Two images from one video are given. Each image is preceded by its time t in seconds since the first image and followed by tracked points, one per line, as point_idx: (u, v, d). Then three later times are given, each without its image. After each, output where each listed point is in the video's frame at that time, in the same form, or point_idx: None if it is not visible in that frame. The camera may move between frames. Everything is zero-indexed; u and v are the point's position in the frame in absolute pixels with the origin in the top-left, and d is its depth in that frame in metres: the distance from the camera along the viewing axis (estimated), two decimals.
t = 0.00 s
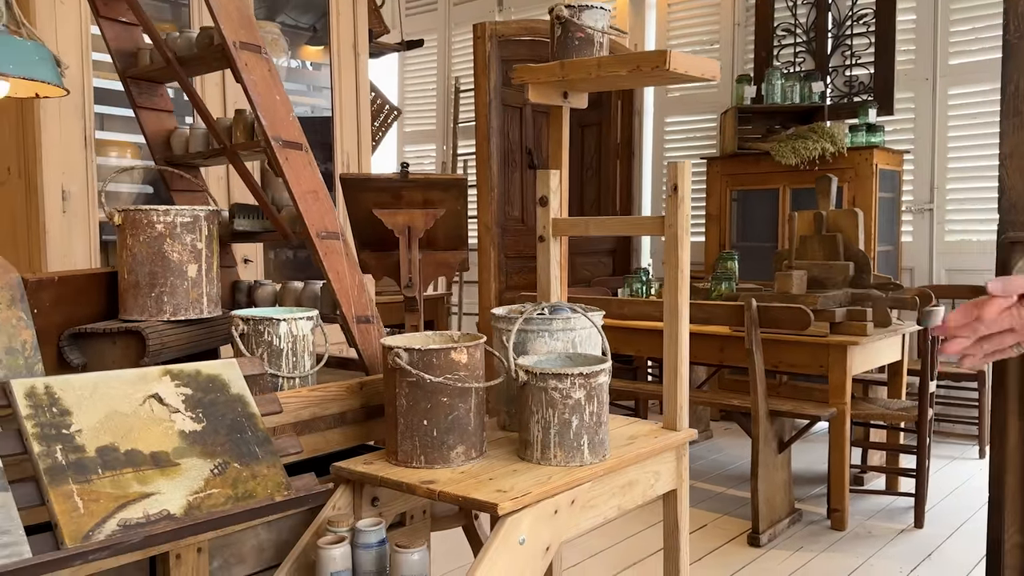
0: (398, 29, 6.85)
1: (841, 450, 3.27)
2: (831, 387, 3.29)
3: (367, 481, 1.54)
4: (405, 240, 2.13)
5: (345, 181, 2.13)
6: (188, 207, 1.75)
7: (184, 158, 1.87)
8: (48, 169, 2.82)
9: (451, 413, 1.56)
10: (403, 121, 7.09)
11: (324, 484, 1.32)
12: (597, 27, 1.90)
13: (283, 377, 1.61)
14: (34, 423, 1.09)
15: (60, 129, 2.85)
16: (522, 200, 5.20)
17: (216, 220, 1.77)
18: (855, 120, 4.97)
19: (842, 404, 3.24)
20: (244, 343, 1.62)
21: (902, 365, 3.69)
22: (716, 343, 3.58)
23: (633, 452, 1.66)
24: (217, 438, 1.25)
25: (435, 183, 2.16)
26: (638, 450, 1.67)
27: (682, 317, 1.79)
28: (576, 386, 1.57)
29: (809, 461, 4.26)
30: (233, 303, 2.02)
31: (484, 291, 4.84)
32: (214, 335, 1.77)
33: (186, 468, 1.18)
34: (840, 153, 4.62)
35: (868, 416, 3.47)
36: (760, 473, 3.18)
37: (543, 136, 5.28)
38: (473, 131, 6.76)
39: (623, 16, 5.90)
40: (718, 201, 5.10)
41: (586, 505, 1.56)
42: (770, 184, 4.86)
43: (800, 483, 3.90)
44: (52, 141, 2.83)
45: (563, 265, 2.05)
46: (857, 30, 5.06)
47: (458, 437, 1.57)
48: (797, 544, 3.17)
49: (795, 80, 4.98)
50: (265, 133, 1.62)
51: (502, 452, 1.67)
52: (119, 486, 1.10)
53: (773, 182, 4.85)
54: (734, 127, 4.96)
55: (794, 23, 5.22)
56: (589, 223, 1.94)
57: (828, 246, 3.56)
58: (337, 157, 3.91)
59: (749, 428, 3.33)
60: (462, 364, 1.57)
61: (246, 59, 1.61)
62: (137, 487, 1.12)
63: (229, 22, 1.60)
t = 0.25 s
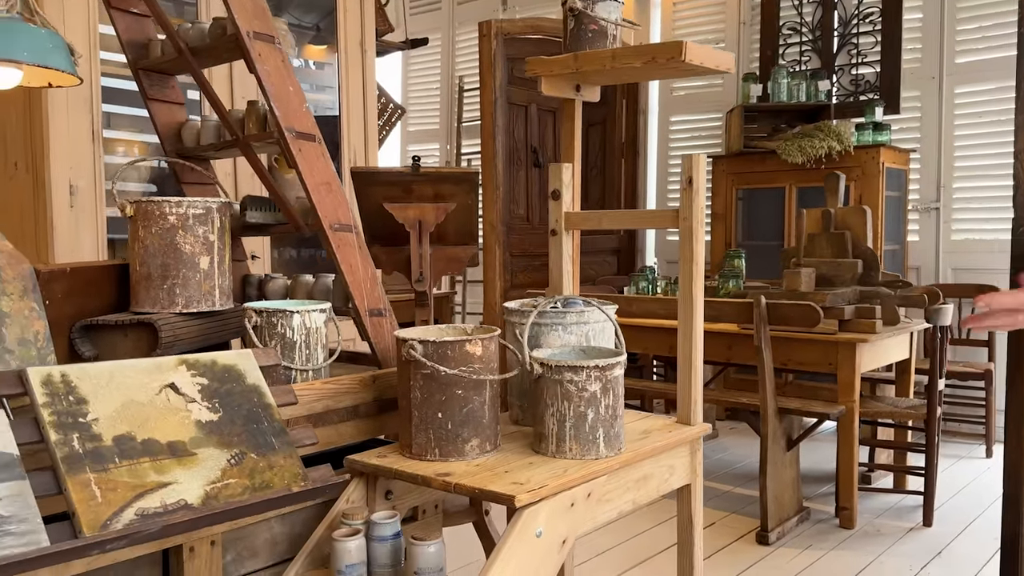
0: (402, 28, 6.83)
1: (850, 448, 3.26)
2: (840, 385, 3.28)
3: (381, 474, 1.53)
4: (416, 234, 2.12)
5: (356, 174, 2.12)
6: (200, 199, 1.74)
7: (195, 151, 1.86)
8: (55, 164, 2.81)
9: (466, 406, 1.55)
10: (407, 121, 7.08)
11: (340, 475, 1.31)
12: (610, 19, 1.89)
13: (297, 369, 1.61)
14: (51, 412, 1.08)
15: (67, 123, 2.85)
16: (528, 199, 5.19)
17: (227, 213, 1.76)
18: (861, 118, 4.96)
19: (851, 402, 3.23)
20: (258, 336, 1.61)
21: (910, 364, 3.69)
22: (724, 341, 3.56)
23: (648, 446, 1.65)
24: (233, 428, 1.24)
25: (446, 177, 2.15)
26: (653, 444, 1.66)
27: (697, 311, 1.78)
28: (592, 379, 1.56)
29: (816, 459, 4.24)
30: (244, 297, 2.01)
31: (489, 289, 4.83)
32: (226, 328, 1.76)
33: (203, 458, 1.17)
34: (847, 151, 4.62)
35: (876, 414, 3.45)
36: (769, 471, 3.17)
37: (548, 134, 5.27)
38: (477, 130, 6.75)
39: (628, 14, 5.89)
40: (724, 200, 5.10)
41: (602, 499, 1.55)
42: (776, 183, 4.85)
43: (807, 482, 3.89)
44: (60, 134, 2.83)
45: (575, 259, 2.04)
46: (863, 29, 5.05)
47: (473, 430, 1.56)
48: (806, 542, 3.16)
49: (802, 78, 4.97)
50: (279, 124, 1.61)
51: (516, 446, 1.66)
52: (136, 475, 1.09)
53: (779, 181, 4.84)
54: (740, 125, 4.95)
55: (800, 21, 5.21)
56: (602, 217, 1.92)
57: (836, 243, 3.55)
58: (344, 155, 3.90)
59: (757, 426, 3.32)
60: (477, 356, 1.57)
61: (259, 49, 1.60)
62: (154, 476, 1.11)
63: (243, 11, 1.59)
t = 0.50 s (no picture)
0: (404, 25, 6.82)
1: (855, 443, 3.25)
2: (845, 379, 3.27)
3: (392, 461, 1.52)
4: (424, 225, 2.12)
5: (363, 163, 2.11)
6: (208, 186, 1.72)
7: (202, 138, 1.84)
8: (59, 154, 2.80)
9: (477, 393, 1.54)
10: (408, 118, 7.07)
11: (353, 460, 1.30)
12: (620, 6, 1.88)
13: (306, 356, 1.60)
14: (62, 392, 1.06)
15: (71, 114, 2.84)
16: (530, 195, 5.18)
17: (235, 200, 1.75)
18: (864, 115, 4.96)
19: (857, 396, 3.22)
20: (267, 322, 1.60)
21: (915, 360, 3.67)
22: (729, 336, 3.55)
23: (660, 434, 1.64)
24: (245, 412, 1.22)
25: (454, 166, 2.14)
26: (665, 433, 1.65)
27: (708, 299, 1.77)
28: (604, 366, 1.55)
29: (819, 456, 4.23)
30: (251, 286, 2.00)
31: (492, 285, 4.82)
32: (234, 316, 1.75)
33: (215, 442, 1.16)
34: (850, 147, 4.61)
35: (881, 409, 3.44)
36: (774, 465, 3.16)
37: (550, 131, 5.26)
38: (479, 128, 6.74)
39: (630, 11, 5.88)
40: (727, 196, 5.06)
41: (614, 487, 1.54)
42: (779, 179, 4.85)
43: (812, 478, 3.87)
44: (64, 125, 2.82)
45: (584, 249, 2.03)
46: (867, 26, 5.05)
47: (484, 418, 1.55)
48: (811, 537, 3.15)
49: (805, 75, 4.96)
50: (289, 109, 1.60)
51: (526, 434, 1.65)
52: (148, 457, 1.08)
53: (783, 177, 4.84)
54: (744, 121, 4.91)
55: (803, 18, 5.20)
56: (612, 205, 1.91)
57: (841, 238, 3.54)
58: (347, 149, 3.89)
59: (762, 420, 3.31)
60: (488, 343, 1.55)
61: (269, 33, 1.59)
62: (166, 458, 1.09)
63: None
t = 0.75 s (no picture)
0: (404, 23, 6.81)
1: (859, 438, 3.24)
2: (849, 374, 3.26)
3: (398, 449, 1.50)
4: (428, 216, 2.12)
5: (367, 152, 2.09)
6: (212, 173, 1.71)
7: (206, 125, 1.83)
8: (60, 144, 2.79)
9: (484, 380, 1.53)
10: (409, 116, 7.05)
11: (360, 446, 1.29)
12: None
13: (311, 344, 1.59)
14: (66, 373, 1.05)
15: (72, 105, 2.82)
16: (531, 192, 5.17)
17: (239, 187, 1.73)
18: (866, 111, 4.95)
19: (860, 391, 3.21)
20: (272, 310, 1.59)
21: (917, 356, 3.67)
22: (731, 331, 3.54)
23: (667, 423, 1.63)
24: (252, 396, 1.21)
25: (459, 156, 2.12)
26: (673, 422, 1.64)
27: (716, 288, 1.76)
28: (612, 353, 1.53)
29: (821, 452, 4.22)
30: (254, 276, 1.99)
31: (493, 281, 4.81)
32: (238, 305, 1.73)
33: (222, 425, 1.15)
34: (852, 144, 4.60)
35: (885, 405, 3.43)
36: (778, 460, 3.15)
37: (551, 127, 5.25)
38: (479, 125, 6.73)
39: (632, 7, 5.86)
40: (728, 193, 5.05)
41: (622, 475, 1.53)
42: (781, 176, 4.84)
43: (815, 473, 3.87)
44: (65, 116, 2.80)
45: (590, 239, 2.01)
46: (868, 22, 5.04)
47: (491, 406, 1.54)
48: (815, 532, 3.14)
49: (807, 71, 4.95)
50: (294, 94, 1.59)
51: (533, 423, 1.63)
52: (154, 440, 1.07)
53: (785, 174, 4.83)
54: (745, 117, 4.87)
55: (805, 15, 5.20)
56: (618, 193, 1.89)
57: (844, 232, 3.53)
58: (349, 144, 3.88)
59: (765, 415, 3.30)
60: (495, 331, 1.54)
61: (274, 18, 1.58)
62: (172, 442, 1.08)
63: None
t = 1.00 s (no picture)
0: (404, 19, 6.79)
1: (862, 431, 3.23)
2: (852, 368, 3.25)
3: (403, 434, 1.49)
4: (431, 204, 2.10)
5: (370, 139, 2.08)
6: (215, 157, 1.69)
7: (208, 110, 1.82)
8: (60, 133, 2.77)
9: (489, 365, 1.52)
10: (408, 113, 7.04)
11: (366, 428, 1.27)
12: None
13: (315, 329, 1.57)
14: (70, 349, 1.03)
15: (72, 94, 2.81)
16: (532, 187, 5.16)
17: (242, 172, 1.72)
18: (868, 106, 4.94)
19: (863, 384, 3.19)
20: (276, 294, 1.58)
21: (921, 352, 3.67)
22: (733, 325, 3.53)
23: (674, 409, 1.61)
24: (258, 377, 1.20)
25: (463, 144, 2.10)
26: (680, 408, 1.62)
27: (723, 274, 1.74)
28: (619, 338, 1.52)
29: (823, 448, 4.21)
30: (256, 263, 1.97)
31: (493, 277, 4.80)
32: (241, 291, 1.72)
33: (227, 405, 1.13)
34: (854, 139, 4.61)
35: (887, 399, 3.42)
36: (781, 453, 3.14)
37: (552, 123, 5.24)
38: (479, 121, 6.72)
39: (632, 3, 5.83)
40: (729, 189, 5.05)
41: (629, 461, 1.51)
42: (782, 171, 4.83)
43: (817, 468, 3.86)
44: (65, 105, 2.79)
45: (595, 226, 2.00)
46: (870, 17, 5.03)
47: (497, 391, 1.53)
48: (818, 525, 3.13)
49: (809, 67, 4.93)
50: (298, 77, 1.57)
51: (539, 409, 1.62)
52: (159, 418, 1.05)
53: (785, 170, 4.82)
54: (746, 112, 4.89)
55: (805, 10, 5.19)
56: (624, 181, 1.88)
57: (847, 226, 3.52)
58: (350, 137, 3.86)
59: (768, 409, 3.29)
60: (501, 315, 1.53)
61: None
62: (177, 420, 1.07)
63: None
